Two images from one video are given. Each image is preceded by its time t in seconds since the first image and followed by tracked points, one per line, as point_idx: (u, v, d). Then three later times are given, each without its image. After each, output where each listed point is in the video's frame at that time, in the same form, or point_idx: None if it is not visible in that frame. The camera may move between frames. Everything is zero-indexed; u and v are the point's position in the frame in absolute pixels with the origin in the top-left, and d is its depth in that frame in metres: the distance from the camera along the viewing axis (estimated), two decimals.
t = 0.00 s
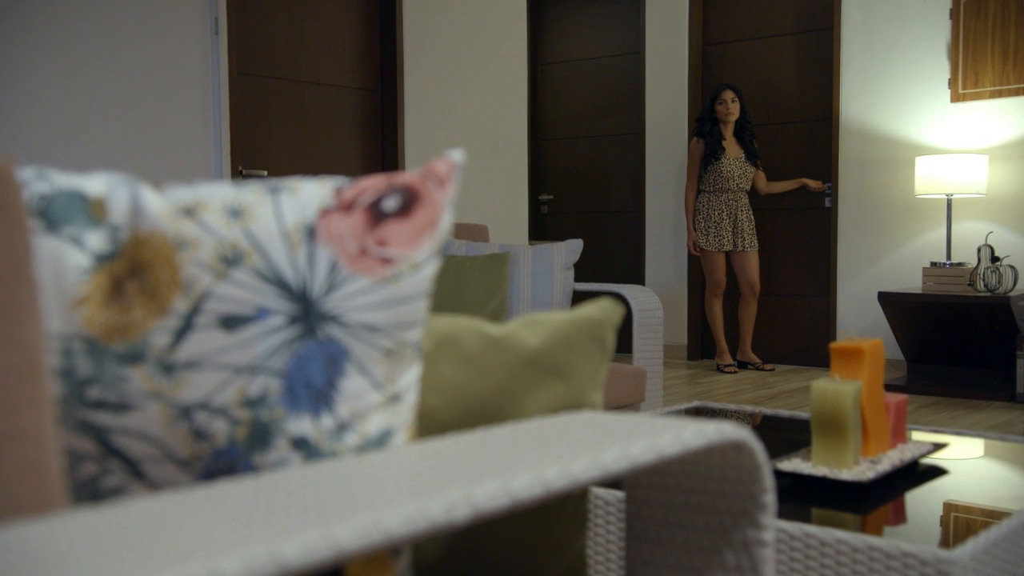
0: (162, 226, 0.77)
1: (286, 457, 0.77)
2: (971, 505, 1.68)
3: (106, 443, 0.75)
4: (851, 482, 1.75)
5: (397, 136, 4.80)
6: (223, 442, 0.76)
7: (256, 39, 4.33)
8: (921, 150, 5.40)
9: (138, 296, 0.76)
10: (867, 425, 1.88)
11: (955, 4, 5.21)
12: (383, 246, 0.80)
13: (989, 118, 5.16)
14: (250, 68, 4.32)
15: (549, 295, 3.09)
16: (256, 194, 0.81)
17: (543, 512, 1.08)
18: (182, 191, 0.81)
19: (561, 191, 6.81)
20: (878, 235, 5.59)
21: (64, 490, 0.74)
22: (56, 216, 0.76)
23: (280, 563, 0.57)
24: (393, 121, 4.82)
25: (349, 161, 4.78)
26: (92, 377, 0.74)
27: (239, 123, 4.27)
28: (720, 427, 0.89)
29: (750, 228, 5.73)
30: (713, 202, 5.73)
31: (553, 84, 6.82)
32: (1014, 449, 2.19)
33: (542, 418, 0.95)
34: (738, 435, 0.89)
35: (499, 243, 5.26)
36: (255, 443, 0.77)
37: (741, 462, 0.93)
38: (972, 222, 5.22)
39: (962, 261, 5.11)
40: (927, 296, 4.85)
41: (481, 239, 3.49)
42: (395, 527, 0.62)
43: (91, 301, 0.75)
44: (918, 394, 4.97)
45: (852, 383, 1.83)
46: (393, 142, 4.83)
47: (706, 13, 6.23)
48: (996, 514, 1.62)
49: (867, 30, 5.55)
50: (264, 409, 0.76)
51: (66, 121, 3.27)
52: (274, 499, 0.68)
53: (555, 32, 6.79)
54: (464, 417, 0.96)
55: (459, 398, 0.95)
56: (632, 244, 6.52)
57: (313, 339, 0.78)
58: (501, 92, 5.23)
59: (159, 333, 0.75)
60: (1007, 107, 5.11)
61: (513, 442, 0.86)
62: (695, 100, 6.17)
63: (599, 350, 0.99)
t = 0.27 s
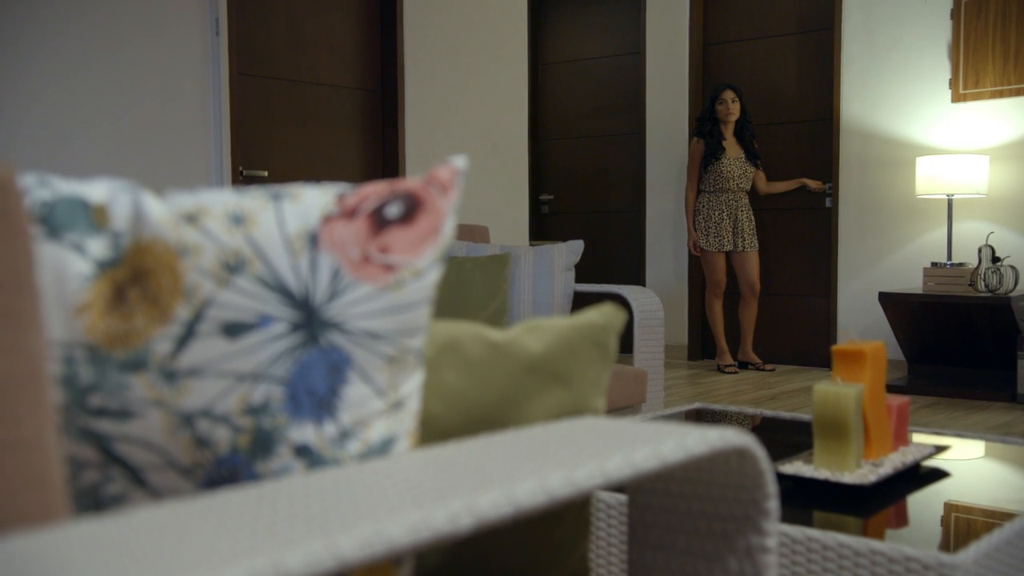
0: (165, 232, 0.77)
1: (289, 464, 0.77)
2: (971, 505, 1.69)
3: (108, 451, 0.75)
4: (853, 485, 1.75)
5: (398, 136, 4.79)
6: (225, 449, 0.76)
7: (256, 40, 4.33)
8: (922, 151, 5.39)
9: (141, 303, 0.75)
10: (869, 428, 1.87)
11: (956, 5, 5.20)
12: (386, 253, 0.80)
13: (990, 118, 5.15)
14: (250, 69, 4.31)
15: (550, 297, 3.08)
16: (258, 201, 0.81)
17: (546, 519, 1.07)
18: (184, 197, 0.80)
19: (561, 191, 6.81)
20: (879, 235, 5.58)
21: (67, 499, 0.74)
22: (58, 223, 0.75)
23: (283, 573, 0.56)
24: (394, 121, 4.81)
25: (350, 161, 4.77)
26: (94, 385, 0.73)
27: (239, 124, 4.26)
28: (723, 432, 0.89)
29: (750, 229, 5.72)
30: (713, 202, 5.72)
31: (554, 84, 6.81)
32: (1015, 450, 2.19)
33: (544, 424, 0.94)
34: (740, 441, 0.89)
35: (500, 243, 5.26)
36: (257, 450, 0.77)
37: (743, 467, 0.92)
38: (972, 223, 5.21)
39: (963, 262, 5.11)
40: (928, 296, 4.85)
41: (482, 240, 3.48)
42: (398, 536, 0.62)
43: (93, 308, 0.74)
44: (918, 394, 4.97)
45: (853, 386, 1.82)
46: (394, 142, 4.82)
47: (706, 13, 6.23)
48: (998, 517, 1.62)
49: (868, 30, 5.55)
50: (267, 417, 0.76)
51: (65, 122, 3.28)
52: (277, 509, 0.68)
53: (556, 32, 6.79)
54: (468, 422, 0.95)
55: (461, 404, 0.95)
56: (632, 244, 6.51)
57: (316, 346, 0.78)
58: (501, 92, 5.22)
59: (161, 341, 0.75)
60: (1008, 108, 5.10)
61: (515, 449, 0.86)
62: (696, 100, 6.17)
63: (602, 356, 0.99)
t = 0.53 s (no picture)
0: (167, 239, 0.77)
1: (291, 472, 0.77)
2: (972, 505, 1.70)
3: (110, 458, 0.75)
4: (855, 488, 1.75)
5: (398, 136, 4.79)
6: (227, 457, 0.76)
7: (255, 40, 4.33)
8: (922, 151, 5.39)
9: (142, 311, 0.75)
10: (871, 431, 1.87)
11: (957, 5, 5.20)
12: (388, 259, 0.79)
13: (991, 119, 5.15)
14: (250, 69, 4.31)
15: (551, 298, 3.08)
16: (259, 207, 0.81)
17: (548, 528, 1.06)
18: (186, 203, 0.80)
19: (562, 191, 6.81)
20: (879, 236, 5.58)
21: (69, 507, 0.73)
22: (59, 230, 0.75)
23: None
24: (394, 121, 4.81)
25: (350, 161, 4.76)
26: (96, 393, 0.73)
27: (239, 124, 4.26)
28: (726, 438, 0.89)
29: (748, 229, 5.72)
30: (712, 202, 5.72)
31: (554, 84, 6.81)
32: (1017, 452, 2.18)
33: (547, 430, 0.94)
34: (743, 448, 0.89)
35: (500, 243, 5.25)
36: (259, 458, 0.77)
37: (746, 473, 0.92)
38: (973, 223, 5.21)
39: (964, 262, 5.11)
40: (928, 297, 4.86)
41: (482, 241, 3.48)
42: (401, 546, 0.62)
43: (95, 316, 0.74)
44: (919, 395, 4.97)
45: (855, 389, 1.82)
46: (394, 142, 4.82)
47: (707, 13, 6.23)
48: (1000, 520, 1.62)
49: (868, 31, 5.55)
50: (269, 424, 0.76)
51: (65, 123, 3.29)
52: (280, 518, 0.67)
53: (556, 32, 6.78)
54: (468, 428, 0.95)
55: (464, 410, 0.95)
56: (632, 244, 6.51)
57: (318, 353, 0.78)
58: (502, 92, 5.22)
59: (163, 348, 0.75)
60: (1009, 108, 5.10)
61: (518, 455, 0.86)
62: (696, 100, 6.17)
63: (605, 362, 0.99)
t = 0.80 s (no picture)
0: (168, 245, 0.77)
1: (293, 478, 0.77)
2: (973, 507, 1.70)
3: (111, 465, 0.74)
4: (856, 491, 1.74)
5: (398, 136, 4.79)
6: (229, 464, 0.76)
7: (256, 40, 4.33)
8: (923, 151, 5.39)
9: (143, 317, 0.75)
10: (873, 434, 1.87)
11: (957, 6, 5.20)
12: (390, 266, 0.79)
13: (992, 119, 5.15)
14: (250, 70, 4.31)
15: (552, 299, 3.08)
16: (261, 213, 0.80)
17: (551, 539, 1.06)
18: (187, 209, 0.80)
19: (562, 191, 6.81)
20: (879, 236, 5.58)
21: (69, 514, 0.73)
22: (60, 236, 0.74)
23: None
24: (394, 121, 4.80)
25: (351, 161, 4.76)
26: (97, 400, 0.73)
27: (239, 124, 4.26)
28: (729, 444, 0.89)
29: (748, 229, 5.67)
30: (710, 202, 5.70)
31: (554, 84, 6.80)
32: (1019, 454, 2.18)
33: (549, 436, 0.94)
34: (746, 453, 0.89)
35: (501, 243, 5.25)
36: (261, 465, 0.76)
37: (749, 479, 0.92)
38: (973, 223, 5.21)
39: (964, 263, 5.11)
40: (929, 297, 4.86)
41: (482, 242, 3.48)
42: (404, 556, 0.62)
43: (96, 322, 0.74)
44: (920, 395, 4.96)
45: (857, 391, 1.82)
46: (394, 143, 4.81)
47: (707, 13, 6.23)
48: (1002, 522, 1.62)
49: (869, 31, 5.54)
50: (271, 431, 0.76)
51: (65, 123, 3.29)
52: (283, 526, 0.67)
53: (556, 32, 6.78)
54: (470, 434, 0.95)
55: (466, 415, 0.95)
56: (633, 244, 6.51)
57: (320, 359, 0.78)
58: (502, 94, 5.23)
59: (164, 355, 0.74)
60: (1009, 109, 5.10)
61: (520, 461, 0.86)
62: (696, 100, 6.16)
63: (606, 367, 0.99)
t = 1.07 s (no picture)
0: (170, 252, 0.76)
1: (295, 486, 0.77)
2: (974, 510, 1.70)
3: (113, 472, 0.74)
4: (858, 494, 1.74)
5: (399, 136, 4.78)
6: (231, 472, 0.76)
7: (256, 41, 4.33)
8: (922, 151, 5.39)
9: (145, 324, 0.75)
10: (874, 437, 1.87)
11: (958, 5, 5.19)
12: (392, 272, 0.79)
13: (993, 119, 5.14)
14: (251, 70, 4.31)
15: (554, 300, 3.08)
16: (263, 219, 0.80)
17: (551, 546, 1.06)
18: (189, 215, 0.79)
19: (562, 191, 6.80)
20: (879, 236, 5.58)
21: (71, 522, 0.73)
22: (61, 242, 0.74)
23: None
24: (395, 121, 4.80)
25: (351, 161, 4.76)
26: (98, 407, 0.73)
27: (240, 124, 4.25)
28: (732, 450, 0.89)
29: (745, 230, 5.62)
30: (706, 200, 5.69)
31: (555, 83, 6.80)
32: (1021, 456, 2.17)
33: (552, 442, 0.94)
34: (750, 459, 0.89)
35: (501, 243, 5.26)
36: (263, 472, 0.76)
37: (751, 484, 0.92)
38: (973, 223, 5.21)
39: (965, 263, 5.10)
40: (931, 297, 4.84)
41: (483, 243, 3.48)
42: (407, 566, 0.62)
43: (98, 329, 0.73)
44: (920, 395, 4.96)
45: (858, 393, 1.81)
46: (394, 143, 4.81)
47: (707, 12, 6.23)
48: (1004, 525, 1.62)
49: (870, 30, 5.54)
50: (273, 439, 0.76)
51: (64, 121, 3.40)
52: (285, 534, 0.67)
53: (556, 31, 6.78)
54: (474, 439, 0.95)
55: (469, 421, 0.94)
56: (633, 244, 6.51)
57: (322, 367, 0.77)
58: (503, 94, 5.22)
59: (166, 362, 0.74)
60: (1011, 109, 5.09)
61: (524, 468, 0.86)
62: (696, 100, 6.16)
63: (608, 373, 0.99)
